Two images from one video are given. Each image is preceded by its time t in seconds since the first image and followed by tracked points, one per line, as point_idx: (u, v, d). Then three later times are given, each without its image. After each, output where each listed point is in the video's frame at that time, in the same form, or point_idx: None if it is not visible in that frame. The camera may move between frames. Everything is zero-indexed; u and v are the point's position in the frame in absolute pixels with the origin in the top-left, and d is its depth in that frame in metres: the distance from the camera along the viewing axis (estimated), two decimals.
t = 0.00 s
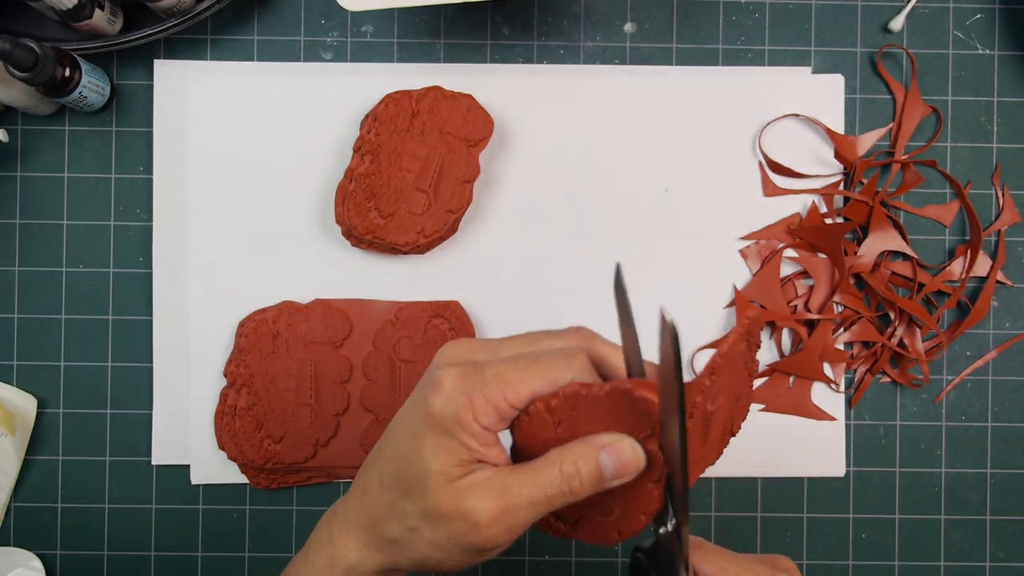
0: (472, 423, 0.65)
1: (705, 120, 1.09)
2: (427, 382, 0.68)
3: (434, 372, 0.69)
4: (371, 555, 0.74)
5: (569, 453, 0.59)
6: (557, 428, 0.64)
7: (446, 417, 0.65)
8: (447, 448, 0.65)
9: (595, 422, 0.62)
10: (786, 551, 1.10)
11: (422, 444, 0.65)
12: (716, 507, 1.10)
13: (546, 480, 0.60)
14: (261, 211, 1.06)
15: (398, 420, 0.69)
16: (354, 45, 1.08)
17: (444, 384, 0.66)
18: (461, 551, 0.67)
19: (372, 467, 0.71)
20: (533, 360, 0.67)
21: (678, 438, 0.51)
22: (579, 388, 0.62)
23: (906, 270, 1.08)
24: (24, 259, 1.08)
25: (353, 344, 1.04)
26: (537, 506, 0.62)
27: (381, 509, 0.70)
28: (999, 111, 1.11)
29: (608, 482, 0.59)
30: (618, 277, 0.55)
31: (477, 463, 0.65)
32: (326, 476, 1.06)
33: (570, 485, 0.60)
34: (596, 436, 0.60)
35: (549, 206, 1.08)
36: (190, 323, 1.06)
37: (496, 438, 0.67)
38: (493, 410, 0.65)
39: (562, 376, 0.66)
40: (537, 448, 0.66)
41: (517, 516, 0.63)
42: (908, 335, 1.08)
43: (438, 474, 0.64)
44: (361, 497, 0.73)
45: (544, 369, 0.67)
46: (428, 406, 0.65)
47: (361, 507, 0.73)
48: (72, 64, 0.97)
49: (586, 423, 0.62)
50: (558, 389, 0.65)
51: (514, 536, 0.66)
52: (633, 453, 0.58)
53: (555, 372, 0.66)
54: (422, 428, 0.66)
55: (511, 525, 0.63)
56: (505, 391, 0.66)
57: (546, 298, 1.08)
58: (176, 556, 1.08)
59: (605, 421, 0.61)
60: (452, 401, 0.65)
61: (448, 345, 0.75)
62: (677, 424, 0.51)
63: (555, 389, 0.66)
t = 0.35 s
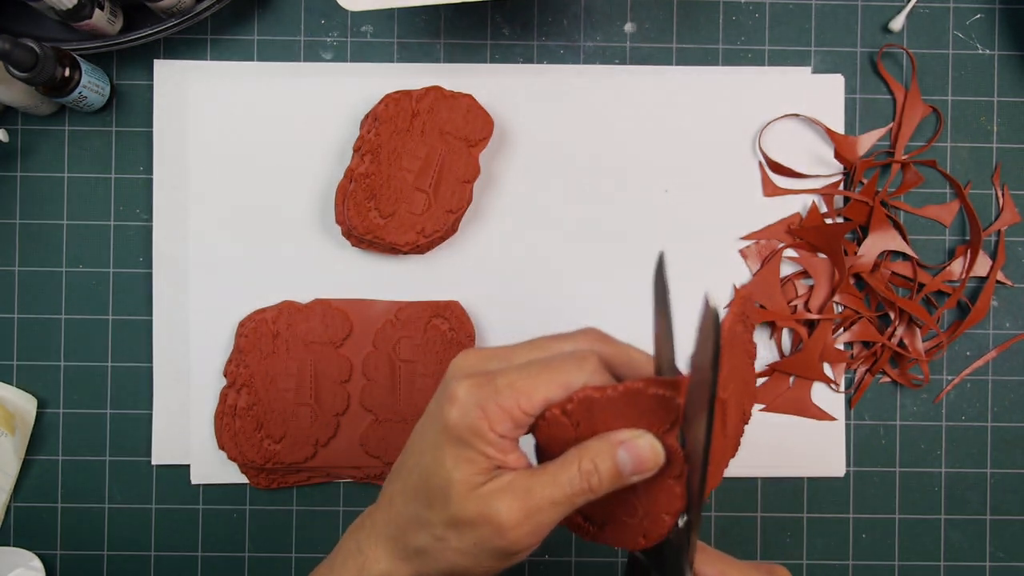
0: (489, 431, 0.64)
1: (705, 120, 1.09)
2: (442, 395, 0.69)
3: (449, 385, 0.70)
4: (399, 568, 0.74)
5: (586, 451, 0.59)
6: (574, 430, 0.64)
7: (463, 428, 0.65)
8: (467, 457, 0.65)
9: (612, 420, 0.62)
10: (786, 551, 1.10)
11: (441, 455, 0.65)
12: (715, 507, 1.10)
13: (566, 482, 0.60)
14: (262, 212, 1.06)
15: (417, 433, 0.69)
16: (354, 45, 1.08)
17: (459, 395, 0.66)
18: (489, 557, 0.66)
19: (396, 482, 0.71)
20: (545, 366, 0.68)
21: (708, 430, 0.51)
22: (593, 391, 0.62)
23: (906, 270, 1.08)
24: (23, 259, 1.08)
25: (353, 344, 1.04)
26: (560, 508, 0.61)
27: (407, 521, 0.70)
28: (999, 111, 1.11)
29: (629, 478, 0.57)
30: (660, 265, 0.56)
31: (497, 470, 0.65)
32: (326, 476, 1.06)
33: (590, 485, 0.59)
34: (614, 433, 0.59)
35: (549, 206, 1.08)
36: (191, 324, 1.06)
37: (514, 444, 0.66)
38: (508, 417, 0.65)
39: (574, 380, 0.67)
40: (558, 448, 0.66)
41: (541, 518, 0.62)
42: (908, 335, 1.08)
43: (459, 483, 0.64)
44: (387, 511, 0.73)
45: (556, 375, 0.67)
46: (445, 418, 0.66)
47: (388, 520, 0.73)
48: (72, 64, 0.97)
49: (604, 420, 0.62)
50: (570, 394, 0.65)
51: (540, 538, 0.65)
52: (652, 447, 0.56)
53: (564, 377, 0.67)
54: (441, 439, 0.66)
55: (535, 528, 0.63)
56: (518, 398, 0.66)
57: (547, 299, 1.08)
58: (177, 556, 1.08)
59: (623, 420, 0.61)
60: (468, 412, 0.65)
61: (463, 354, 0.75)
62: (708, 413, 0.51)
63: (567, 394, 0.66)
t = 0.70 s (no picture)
0: (501, 433, 0.64)
1: (705, 120, 1.09)
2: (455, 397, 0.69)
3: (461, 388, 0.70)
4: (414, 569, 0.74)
5: (597, 450, 0.59)
6: (585, 431, 0.63)
7: (475, 430, 0.65)
8: (479, 458, 0.65)
9: (621, 420, 0.61)
10: (786, 551, 1.10)
11: (454, 457, 0.65)
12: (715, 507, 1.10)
13: (578, 481, 0.60)
14: (262, 212, 1.06)
15: (431, 436, 0.69)
16: (354, 45, 1.08)
17: (470, 397, 0.66)
18: (503, 557, 0.66)
19: (411, 484, 0.71)
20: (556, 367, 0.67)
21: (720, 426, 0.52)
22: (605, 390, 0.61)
23: (906, 270, 1.08)
24: (23, 259, 1.08)
25: (353, 344, 1.04)
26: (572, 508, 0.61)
27: (421, 523, 0.70)
28: (999, 111, 1.11)
29: (639, 477, 0.57)
30: (680, 260, 0.56)
31: (509, 471, 0.65)
32: (326, 476, 1.05)
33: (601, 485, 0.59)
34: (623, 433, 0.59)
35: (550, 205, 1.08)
36: (191, 324, 1.06)
37: (527, 445, 0.66)
38: (520, 419, 0.65)
39: (584, 381, 0.67)
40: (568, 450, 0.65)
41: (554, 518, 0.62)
42: (908, 335, 1.08)
43: (473, 484, 0.64)
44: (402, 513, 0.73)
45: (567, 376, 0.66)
46: (457, 420, 0.66)
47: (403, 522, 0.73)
48: (72, 64, 0.97)
49: (614, 422, 0.62)
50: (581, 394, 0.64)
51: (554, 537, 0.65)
52: (661, 446, 0.57)
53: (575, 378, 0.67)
54: (453, 441, 0.66)
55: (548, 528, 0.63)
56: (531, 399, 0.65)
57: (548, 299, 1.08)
58: (177, 555, 1.08)
59: (632, 420, 0.61)
60: (480, 414, 0.65)
61: (472, 360, 0.75)
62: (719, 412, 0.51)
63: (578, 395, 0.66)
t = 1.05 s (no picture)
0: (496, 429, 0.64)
1: (705, 120, 1.09)
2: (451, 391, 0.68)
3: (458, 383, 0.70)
4: (406, 565, 0.74)
5: (590, 452, 0.59)
6: (576, 431, 0.63)
7: (469, 426, 0.64)
8: (473, 455, 0.64)
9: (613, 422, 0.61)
10: (786, 551, 1.11)
11: (448, 453, 0.65)
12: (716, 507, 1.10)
13: (571, 481, 0.60)
14: (262, 212, 1.06)
15: (426, 431, 0.69)
16: (354, 45, 1.08)
17: (465, 393, 0.65)
18: (493, 557, 0.66)
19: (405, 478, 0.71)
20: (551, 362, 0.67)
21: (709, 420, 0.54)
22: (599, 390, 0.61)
23: (906, 270, 1.08)
24: (23, 259, 1.08)
25: (353, 344, 1.04)
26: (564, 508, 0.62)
27: (414, 519, 0.70)
28: (999, 111, 1.11)
29: (633, 479, 0.58)
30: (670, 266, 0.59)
31: (502, 470, 0.64)
32: (326, 476, 1.05)
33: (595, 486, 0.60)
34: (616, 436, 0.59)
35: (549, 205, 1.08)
36: (191, 324, 1.06)
37: (520, 443, 0.66)
38: (514, 416, 0.64)
39: (579, 378, 0.65)
40: (561, 452, 0.65)
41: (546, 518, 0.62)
42: (908, 335, 1.08)
43: (466, 480, 0.64)
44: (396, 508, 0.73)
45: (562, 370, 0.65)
46: (452, 416, 0.65)
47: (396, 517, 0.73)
48: (72, 64, 0.97)
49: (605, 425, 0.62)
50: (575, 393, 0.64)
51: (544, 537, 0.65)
52: (655, 446, 0.58)
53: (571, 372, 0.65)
54: (448, 437, 0.66)
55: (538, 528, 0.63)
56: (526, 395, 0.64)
57: (548, 300, 1.08)
58: (176, 555, 1.08)
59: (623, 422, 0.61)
60: (476, 409, 0.65)
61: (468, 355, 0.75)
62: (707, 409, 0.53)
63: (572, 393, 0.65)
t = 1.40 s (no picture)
0: (453, 410, 0.64)
1: (705, 120, 1.09)
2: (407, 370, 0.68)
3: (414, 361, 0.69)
4: (350, 550, 0.70)
5: (557, 462, 0.61)
6: (535, 427, 0.63)
7: (428, 404, 0.64)
8: (429, 434, 0.64)
9: (574, 426, 0.63)
10: (786, 551, 1.11)
11: (407, 431, 0.64)
12: (715, 507, 1.10)
13: (530, 482, 0.61)
14: (261, 211, 1.06)
15: (379, 408, 0.68)
16: (354, 45, 1.08)
17: (425, 368, 0.64)
18: (440, 549, 0.63)
19: (353, 456, 0.68)
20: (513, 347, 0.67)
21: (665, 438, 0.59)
22: (565, 390, 0.62)
23: (906, 270, 1.08)
24: (24, 259, 1.08)
25: (353, 344, 1.04)
26: (520, 504, 0.61)
27: (361, 501, 0.67)
28: (999, 111, 1.11)
29: (590, 485, 0.62)
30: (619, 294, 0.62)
31: (458, 453, 0.63)
32: (326, 476, 1.05)
33: (555, 487, 0.60)
34: (575, 446, 0.63)
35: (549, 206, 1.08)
36: (191, 324, 1.06)
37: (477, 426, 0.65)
38: (473, 398, 0.64)
39: (545, 372, 0.65)
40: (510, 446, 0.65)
41: (499, 513, 0.61)
42: (908, 335, 1.08)
43: (420, 460, 0.63)
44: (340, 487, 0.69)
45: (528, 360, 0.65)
46: (410, 393, 0.64)
47: (340, 498, 0.69)
48: (72, 64, 0.97)
49: (567, 425, 0.63)
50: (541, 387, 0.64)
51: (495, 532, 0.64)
52: (615, 455, 0.63)
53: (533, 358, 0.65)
54: (403, 414, 0.65)
55: (493, 526, 0.61)
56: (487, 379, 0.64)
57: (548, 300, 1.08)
58: (176, 555, 1.08)
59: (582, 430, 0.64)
60: (434, 388, 0.64)
61: (429, 333, 0.74)
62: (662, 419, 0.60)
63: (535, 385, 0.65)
